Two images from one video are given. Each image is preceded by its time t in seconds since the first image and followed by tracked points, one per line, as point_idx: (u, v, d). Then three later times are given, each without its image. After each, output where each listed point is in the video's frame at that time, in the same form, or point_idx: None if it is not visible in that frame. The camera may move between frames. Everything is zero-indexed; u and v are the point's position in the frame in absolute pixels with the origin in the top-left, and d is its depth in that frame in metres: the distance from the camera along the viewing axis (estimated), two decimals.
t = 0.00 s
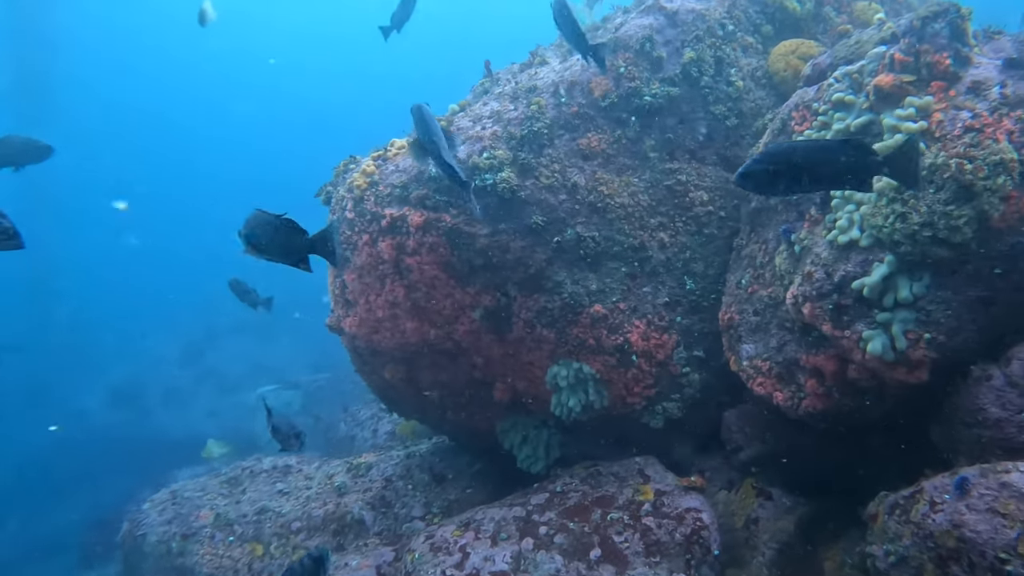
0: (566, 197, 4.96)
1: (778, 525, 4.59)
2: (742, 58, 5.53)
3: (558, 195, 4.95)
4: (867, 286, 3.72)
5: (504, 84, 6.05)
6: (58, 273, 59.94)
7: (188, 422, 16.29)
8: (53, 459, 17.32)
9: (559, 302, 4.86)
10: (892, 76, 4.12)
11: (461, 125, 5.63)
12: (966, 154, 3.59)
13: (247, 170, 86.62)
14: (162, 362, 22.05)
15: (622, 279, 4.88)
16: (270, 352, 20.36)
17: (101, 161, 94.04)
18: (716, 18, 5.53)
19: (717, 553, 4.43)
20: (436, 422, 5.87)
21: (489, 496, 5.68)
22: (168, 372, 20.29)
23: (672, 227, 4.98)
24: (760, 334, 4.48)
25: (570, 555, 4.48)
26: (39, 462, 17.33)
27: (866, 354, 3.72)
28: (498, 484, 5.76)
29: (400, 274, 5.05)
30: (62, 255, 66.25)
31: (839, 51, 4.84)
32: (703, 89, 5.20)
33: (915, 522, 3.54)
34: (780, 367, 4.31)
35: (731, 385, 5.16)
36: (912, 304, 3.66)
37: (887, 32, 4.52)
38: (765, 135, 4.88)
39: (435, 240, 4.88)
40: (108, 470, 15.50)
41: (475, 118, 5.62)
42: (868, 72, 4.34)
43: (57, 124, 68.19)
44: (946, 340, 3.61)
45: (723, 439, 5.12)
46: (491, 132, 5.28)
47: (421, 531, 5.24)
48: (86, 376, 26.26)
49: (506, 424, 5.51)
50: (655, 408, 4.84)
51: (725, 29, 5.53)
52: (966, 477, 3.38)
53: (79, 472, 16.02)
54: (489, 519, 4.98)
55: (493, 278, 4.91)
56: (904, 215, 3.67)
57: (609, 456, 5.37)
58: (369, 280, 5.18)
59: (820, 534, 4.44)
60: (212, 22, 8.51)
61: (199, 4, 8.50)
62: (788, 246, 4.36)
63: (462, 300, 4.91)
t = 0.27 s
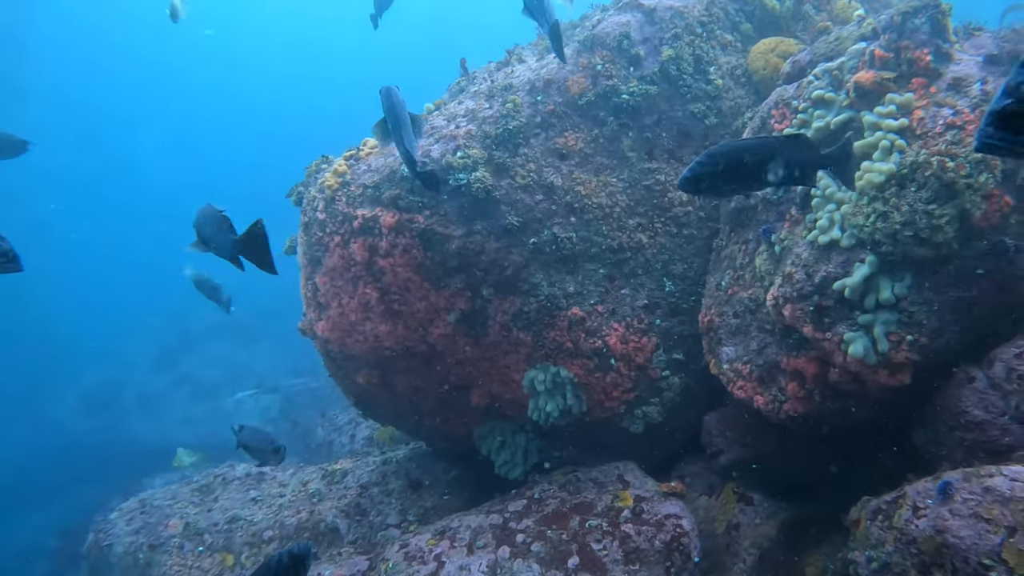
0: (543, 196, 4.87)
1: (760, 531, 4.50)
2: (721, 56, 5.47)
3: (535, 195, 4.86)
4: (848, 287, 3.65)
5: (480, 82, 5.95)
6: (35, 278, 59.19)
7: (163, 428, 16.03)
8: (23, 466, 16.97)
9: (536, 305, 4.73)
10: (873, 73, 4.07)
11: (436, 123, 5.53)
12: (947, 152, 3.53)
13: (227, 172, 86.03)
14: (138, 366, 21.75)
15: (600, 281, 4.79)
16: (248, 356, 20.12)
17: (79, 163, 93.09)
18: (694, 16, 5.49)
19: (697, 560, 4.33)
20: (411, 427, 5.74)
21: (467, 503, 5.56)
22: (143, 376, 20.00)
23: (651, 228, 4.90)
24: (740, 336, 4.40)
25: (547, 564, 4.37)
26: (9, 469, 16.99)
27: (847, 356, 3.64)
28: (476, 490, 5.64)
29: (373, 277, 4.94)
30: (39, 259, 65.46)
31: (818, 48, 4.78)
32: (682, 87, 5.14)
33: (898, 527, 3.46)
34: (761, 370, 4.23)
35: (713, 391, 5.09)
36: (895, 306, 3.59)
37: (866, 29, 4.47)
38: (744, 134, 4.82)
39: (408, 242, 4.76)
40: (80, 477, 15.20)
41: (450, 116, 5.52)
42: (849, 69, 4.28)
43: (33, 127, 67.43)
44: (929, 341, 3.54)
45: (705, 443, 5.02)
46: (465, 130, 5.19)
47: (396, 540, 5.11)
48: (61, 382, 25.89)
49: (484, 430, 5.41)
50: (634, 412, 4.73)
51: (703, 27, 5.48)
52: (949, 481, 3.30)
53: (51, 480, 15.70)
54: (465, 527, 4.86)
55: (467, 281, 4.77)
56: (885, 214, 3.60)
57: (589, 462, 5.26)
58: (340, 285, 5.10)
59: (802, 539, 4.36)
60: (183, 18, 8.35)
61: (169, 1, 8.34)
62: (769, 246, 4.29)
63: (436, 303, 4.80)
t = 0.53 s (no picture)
0: (519, 199, 4.78)
1: (741, 540, 4.38)
2: (700, 56, 5.40)
3: (511, 197, 4.77)
4: (829, 291, 3.56)
5: (456, 83, 5.84)
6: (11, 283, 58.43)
7: (137, 435, 15.75)
8: None
9: (512, 310, 4.61)
10: (855, 72, 4.00)
11: (410, 124, 5.42)
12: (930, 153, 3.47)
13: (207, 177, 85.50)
14: (113, 372, 21.43)
15: (578, 285, 4.69)
16: (226, 361, 19.88)
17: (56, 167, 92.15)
18: (672, 16, 5.44)
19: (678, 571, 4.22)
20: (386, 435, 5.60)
21: (444, 513, 5.43)
22: (117, 383, 19.67)
23: (631, 231, 4.81)
24: (721, 341, 4.31)
25: None
26: None
27: (829, 362, 3.55)
28: (453, 499, 5.51)
29: (346, 282, 4.83)
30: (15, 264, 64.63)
31: (798, 47, 4.71)
32: (660, 87, 5.07)
33: (881, 538, 3.37)
34: (742, 376, 4.13)
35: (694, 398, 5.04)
36: (877, 309, 3.50)
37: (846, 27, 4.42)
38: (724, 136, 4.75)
39: (380, 245, 4.67)
40: (51, 487, 14.88)
41: (424, 117, 5.41)
42: (829, 68, 4.22)
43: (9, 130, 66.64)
44: (911, 346, 3.47)
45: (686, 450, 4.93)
46: (439, 131, 5.09)
47: (369, 552, 4.97)
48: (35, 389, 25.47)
49: (460, 437, 5.29)
50: (614, 419, 4.61)
51: (682, 27, 5.43)
52: (933, 490, 3.21)
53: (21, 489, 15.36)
54: (440, 539, 4.73)
55: (441, 287, 4.63)
56: (867, 215, 3.53)
57: (568, 469, 5.14)
58: (312, 289, 4.98)
59: (785, 548, 4.27)
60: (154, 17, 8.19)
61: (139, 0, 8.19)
62: (750, 249, 4.21)
63: (411, 308, 4.67)
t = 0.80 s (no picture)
0: (495, 203, 4.68)
1: (723, 551, 4.29)
2: (680, 58, 5.34)
3: (486, 202, 4.67)
4: (813, 297, 3.48)
5: (430, 85, 5.72)
6: None
7: (110, 444, 15.48)
8: None
9: (488, 317, 4.49)
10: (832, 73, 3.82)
11: (383, 127, 5.31)
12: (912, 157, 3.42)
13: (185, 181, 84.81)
14: (85, 380, 21.09)
15: (556, 292, 4.58)
16: (202, 369, 19.63)
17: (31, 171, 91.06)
18: (651, 16, 5.42)
19: None
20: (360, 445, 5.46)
21: (421, 525, 5.30)
22: (90, 391, 19.36)
23: (609, 236, 4.73)
24: (701, 348, 4.22)
25: None
26: None
27: (812, 370, 3.46)
28: (429, 511, 5.37)
29: (317, 289, 4.70)
30: None
31: (778, 48, 4.64)
32: (639, 88, 4.99)
33: (866, 551, 3.29)
34: (723, 384, 4.04)
35: (674, 405, 4.91)
36: (860, 317, 3.42)
37: (828, 28, 4.36)
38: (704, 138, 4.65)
39: (352, 251, 4.59)
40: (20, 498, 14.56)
41: (398, 120, 5.30)
42: (811, 69, 4.14)
43: None
44: (896, 354, 3.38)
45: (667, 458, 4.79)
46: (412, 135, 5.01)
47: (342, 566, 4.84)
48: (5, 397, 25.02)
49: (437, 446, 5.12)
50: (593, 428, 4.48)
51: (661, 28, 5.39)
52: (919, 502, 3.13)
53: None
54: (416, 553, 4.60)
55: (416, 293, 4.54)
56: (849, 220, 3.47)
57: (547, 478, 5.01)
58: (282, 297, 4.85)
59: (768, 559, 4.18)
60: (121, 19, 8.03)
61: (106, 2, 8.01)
62: (731, 254, 4.13)
63: (384, 316, 4.55)
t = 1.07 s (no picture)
0: (470, 208, 4.57)
1: (705, 564, 4.18)
2: (659, 60, 5.27)
3: (461, 207, 4.56)
4: (795, 304, 3.39)
5: (405, 87, 5.58)
6: None
7: (81, 455, 15.18)
8: None
9: (464, 326, 4.38)
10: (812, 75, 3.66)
11: (355, 130, 5.19)
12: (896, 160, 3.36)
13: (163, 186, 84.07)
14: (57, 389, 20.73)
15: (533, 299, 4.47)
16: (177, 377, 19.35)
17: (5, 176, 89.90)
18: (631, 18, 5.38)
19: None
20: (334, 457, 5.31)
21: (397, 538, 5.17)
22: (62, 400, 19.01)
23: (588, 241, 4.64)
24: (682, 357, 4.12)
25: None
26: None
27: (795, 380, 3.37)
28: (405, 524, 5.24)
29: (287, 297, 4.56)
30: None
31: (759, 50, 4.55)
32: (617, 89, 4.91)
33: (852, 566, 3.20)
34: (705, 393, 3.94)
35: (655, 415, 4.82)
36: (844, 324, 3.33)
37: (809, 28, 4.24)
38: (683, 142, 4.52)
39: (323, 258, 4.46)
40: None
41: (370, 123, 5.19)
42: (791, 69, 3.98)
43: None
44: (880, 363, 3.30)
45: (649, 470, 4.70)
46: (385, 138, 4.90)
47: None
48: None
49: (413, 458, 4.99)
50: (572, 438, 4.36)
51: (640, 30, 5.35)
52: (906, 516, 3.05)
53: None
54: (390, 568, 4.47)
55: (389, 301, 4.44)
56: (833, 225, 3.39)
57: (526, 490, 4.91)
58: (251, 305, 4.70)
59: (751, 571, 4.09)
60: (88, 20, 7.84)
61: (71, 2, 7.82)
62: (712, 260, 4.04)
63: (355, 325, 4.42)
